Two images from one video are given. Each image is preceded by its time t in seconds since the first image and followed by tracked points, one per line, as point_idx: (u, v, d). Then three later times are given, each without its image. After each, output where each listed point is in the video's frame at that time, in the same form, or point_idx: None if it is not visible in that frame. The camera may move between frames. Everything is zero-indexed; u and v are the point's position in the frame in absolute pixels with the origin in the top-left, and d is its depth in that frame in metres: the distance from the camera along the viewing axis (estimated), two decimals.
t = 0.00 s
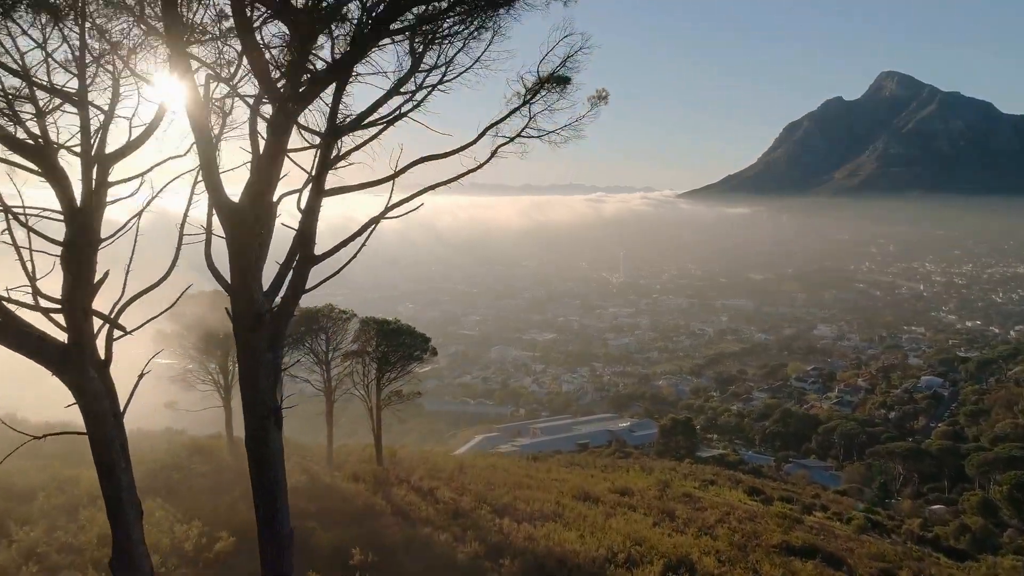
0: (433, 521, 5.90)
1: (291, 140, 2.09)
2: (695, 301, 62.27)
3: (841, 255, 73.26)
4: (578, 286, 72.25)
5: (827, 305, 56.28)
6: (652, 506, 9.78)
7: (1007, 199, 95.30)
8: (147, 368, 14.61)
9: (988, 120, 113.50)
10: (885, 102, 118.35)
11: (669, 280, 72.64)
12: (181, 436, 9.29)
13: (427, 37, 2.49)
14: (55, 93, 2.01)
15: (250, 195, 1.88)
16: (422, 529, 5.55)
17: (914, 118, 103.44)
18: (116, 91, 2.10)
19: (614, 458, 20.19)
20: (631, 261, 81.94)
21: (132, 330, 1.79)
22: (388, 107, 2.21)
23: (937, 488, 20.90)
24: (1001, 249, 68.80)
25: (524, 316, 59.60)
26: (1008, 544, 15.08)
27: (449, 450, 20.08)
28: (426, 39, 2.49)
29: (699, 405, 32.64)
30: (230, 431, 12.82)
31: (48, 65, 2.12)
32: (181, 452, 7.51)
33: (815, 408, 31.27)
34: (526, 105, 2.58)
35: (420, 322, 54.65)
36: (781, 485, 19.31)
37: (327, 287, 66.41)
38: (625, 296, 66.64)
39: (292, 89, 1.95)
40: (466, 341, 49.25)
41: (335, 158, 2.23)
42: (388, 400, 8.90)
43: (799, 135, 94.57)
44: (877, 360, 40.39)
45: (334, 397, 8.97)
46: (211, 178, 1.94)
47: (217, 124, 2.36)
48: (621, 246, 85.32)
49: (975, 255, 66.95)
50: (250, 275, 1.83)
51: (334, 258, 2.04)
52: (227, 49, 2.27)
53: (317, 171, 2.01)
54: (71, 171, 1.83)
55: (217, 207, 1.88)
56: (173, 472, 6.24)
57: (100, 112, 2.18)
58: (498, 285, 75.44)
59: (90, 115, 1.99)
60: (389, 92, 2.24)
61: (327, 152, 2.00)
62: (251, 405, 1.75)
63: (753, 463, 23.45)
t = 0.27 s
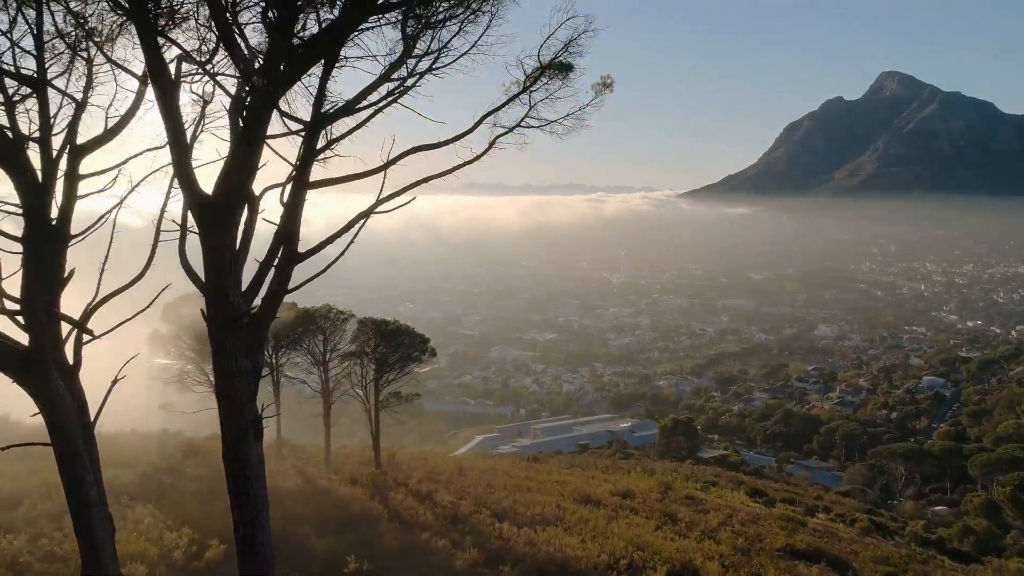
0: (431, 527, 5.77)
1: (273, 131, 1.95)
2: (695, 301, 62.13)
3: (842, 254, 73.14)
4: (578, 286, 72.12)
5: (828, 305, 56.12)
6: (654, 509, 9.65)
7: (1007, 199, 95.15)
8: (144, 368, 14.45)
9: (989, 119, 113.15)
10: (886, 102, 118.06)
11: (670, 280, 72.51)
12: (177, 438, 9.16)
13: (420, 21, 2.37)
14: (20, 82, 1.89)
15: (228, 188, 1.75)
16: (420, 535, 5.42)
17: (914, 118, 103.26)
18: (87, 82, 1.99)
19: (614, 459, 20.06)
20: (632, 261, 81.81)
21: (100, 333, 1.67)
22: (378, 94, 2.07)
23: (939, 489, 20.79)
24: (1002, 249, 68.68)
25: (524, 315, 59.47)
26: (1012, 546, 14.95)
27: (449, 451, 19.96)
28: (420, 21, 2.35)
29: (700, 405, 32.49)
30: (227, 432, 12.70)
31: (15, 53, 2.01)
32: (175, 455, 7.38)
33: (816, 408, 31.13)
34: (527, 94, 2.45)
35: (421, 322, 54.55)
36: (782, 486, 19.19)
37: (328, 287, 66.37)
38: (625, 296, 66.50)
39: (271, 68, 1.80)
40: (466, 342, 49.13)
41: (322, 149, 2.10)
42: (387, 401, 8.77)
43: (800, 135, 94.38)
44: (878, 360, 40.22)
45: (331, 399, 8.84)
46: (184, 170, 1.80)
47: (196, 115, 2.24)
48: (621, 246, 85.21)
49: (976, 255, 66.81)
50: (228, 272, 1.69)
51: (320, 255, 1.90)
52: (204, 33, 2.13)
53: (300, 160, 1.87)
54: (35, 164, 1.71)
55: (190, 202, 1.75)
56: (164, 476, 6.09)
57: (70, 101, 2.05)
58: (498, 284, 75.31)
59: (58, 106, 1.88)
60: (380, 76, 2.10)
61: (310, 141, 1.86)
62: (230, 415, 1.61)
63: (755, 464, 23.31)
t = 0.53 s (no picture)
0: (429, 532, 5.64)
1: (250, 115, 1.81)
2: (697, 301, 61.94)
3: (844, 254, 72.94)
4: (579, 286, 72.00)
5: (829, 305, 55.91)
6: (656, 512, 9.54)
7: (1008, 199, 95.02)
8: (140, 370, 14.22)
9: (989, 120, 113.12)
10: (887, 102, 117.85)
11: (671, 279, 72.35)
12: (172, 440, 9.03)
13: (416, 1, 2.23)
14: None
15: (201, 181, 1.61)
16: (417, 541, 5.30)
17: (916, 117, 102.98)
18: (46, 66, 1.87)
19: (616, 460, 19.95)
20: (633, 261, 81.69)
21: (59, 338, 1.56)
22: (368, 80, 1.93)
23: (941, 489, 20.71)
24: (1003, 248, 68.53)
25: (526, 316, 59.29)
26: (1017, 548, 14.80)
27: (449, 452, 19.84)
28: (412, 1, 2.21)
29: (702, 406, 32.31)
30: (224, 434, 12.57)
31: None
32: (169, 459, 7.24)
33: (818, 409, 30.96)
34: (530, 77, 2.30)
35: (421, 322, 54.48)
36: (784, 488, 19.08)
37: (329, 288, 66.33)
38: (627, 296, 66.32)
39: (243, 52, 1.66)
40: (467, 342, 48.95)
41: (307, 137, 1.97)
42: (385, 403, 8.64)
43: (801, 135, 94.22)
44: (879, 360, 40.07)
45: (328, 401, 8.71)
46: (152, 158, 1.66)
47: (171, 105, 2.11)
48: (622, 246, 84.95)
49: (977, 255, 66.63)
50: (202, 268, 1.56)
51: (303, 251, 1.77)
52: (176, 17, 1.99)
53: (281, 145, 1.72)
54: None
55: (154, 192, 1.61)
56: (156, 480, 5.97)
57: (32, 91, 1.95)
58: (499, 284, 75.09)
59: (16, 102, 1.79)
60: (368, 61, 1.96)
61: (293, 131, 1.72)
62: (201, 424, 1.48)
63: (756, 465, 23.18)
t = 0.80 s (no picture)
0: (428, 537, 5.52)
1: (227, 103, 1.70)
2: (697, 301, 61.79)
3: (844, 253, 72.76)
4: (579, 286, 71.89)
5: (830, 305, 55.78)
6: (657, 515, 9.43)
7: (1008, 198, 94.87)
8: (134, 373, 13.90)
9: (990, 120, 112.96)
10: (887, 102, 117.73)
11: (672, 280, 72.19)
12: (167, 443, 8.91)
13: None
14: None
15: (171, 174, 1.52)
16: (414, 546, 5.20)
17: (916, 116, 102.80)
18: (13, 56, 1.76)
19: (617, 461, 19.83)
20: (633, 261, 81.59)
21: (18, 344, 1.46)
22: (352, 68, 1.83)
23: (943, 490, 20.60)
24: (1004, 248, 68.40)
25: (526, 316, 59.16)
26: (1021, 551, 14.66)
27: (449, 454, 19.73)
28: None
29: (703, 406, 32.19)
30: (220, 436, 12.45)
31: None
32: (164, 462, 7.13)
33: (819, 409, 30.83)
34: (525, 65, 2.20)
35: (421, 322, 54.40)
36: (786, 489, 18.95)
37: (330, 288, 66.28)
38: (627, 296, 66.16)
39: (217, 39, 1.56)
40: (467, 342, 48.80)
41: (290, 128, 1.87)
42: (383, 405, 8.54)
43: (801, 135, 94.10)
44: (880, 361, 39.93)
45: (325, 403, 8.60)
46: (118, 151, 1.56)
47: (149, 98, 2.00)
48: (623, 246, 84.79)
49: (978, 254, 66.47)
50: (171, 271, 1.47)
51: (284, 247, 1.66)
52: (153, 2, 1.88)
53: (261, 138, 1.62)
54: None
55: (123, 188, 1.51)
56: (147, 484, 5.84)
57: None
58: (499, 284, 74.91)
59: None
60: (355, 45, 1.85)
61: (270, 121, 1.62)
62: (170, 437, 1.38)
63: (758, 466, 23.05)
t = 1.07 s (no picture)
0: (425, 544, 5.40)
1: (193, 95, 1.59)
2: (698, 301, 61.62)
3: (845, 253, 72.56)
4: (580, 286, 71.76)
5: (831, 305, 55.60)
6: (660, 519, 9.29)
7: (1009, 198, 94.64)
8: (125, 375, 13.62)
9: (991, 119, 112.71)
10: (887, 101, 117.50)
11: (672, 280, 72.03)
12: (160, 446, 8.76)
13: None
14: None
15: (120, 170, 1.43)
16: (410, 554, 5.06)
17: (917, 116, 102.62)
18: None
19: (617, 463, 19.69)
20: (633, 261, 81.48)
21: None
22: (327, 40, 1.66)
23: (945, 492, 20.45)
24: (1005, 248, 68.16)
25: (526, 316, 59.02)
26: None
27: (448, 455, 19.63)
28: None
29: (704, 407, 32.05)
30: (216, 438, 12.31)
31: None
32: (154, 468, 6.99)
33: (820, 410, 30.68)
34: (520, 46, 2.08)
35: (421, 322, 54.31)
36: (788, 491, 18.82)
37: (330, 288, 66.23)
38: (627, 296, 66.02)
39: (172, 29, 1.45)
40: (466, 343, 48.66)
41: (265, 120, 1.75)
42: (380, 407, 8.40)
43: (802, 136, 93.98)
44: (881, 361, 39.75)
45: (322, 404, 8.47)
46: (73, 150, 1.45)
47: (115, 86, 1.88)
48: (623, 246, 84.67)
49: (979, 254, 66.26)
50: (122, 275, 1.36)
51: (256, 246, 1.55)
52: None
53: (228, 130, 1.51)
54: None
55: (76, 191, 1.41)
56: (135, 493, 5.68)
57: None
58: (499, 284, 74.74)
59: None
60: (338, 26, 1.73)
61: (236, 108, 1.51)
62: (124, 454, 1.30)
63: (759, 466, 22.91)
